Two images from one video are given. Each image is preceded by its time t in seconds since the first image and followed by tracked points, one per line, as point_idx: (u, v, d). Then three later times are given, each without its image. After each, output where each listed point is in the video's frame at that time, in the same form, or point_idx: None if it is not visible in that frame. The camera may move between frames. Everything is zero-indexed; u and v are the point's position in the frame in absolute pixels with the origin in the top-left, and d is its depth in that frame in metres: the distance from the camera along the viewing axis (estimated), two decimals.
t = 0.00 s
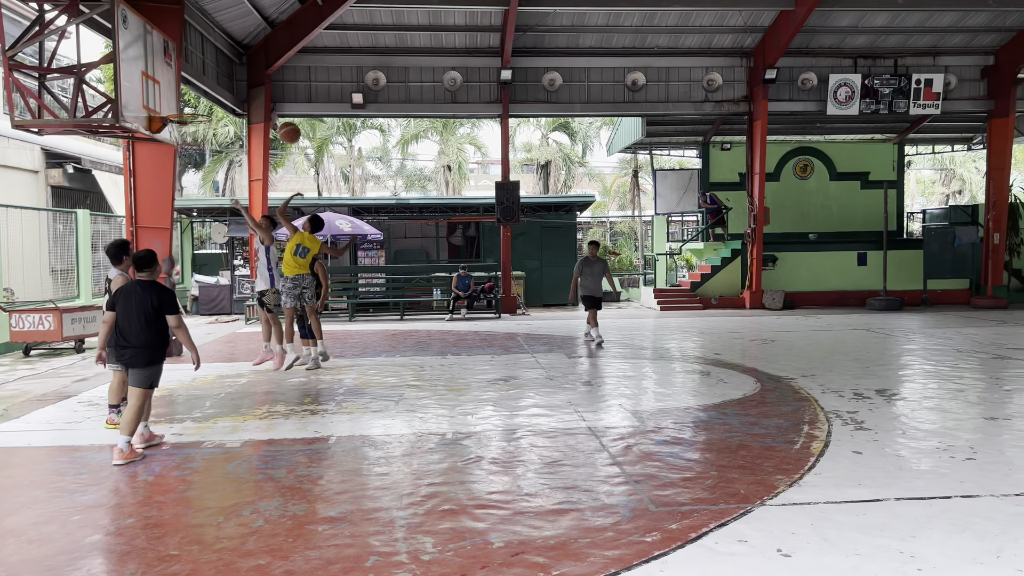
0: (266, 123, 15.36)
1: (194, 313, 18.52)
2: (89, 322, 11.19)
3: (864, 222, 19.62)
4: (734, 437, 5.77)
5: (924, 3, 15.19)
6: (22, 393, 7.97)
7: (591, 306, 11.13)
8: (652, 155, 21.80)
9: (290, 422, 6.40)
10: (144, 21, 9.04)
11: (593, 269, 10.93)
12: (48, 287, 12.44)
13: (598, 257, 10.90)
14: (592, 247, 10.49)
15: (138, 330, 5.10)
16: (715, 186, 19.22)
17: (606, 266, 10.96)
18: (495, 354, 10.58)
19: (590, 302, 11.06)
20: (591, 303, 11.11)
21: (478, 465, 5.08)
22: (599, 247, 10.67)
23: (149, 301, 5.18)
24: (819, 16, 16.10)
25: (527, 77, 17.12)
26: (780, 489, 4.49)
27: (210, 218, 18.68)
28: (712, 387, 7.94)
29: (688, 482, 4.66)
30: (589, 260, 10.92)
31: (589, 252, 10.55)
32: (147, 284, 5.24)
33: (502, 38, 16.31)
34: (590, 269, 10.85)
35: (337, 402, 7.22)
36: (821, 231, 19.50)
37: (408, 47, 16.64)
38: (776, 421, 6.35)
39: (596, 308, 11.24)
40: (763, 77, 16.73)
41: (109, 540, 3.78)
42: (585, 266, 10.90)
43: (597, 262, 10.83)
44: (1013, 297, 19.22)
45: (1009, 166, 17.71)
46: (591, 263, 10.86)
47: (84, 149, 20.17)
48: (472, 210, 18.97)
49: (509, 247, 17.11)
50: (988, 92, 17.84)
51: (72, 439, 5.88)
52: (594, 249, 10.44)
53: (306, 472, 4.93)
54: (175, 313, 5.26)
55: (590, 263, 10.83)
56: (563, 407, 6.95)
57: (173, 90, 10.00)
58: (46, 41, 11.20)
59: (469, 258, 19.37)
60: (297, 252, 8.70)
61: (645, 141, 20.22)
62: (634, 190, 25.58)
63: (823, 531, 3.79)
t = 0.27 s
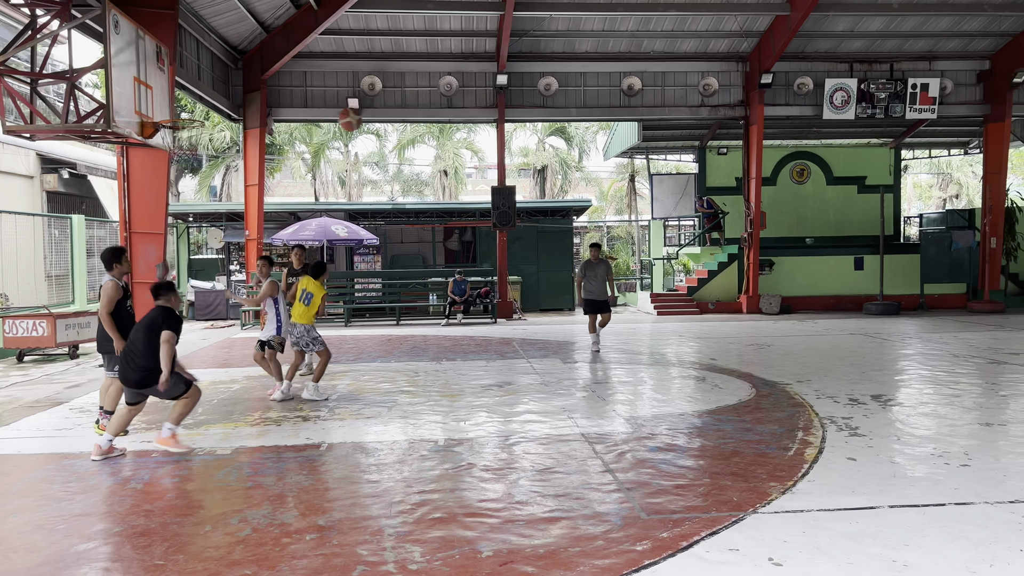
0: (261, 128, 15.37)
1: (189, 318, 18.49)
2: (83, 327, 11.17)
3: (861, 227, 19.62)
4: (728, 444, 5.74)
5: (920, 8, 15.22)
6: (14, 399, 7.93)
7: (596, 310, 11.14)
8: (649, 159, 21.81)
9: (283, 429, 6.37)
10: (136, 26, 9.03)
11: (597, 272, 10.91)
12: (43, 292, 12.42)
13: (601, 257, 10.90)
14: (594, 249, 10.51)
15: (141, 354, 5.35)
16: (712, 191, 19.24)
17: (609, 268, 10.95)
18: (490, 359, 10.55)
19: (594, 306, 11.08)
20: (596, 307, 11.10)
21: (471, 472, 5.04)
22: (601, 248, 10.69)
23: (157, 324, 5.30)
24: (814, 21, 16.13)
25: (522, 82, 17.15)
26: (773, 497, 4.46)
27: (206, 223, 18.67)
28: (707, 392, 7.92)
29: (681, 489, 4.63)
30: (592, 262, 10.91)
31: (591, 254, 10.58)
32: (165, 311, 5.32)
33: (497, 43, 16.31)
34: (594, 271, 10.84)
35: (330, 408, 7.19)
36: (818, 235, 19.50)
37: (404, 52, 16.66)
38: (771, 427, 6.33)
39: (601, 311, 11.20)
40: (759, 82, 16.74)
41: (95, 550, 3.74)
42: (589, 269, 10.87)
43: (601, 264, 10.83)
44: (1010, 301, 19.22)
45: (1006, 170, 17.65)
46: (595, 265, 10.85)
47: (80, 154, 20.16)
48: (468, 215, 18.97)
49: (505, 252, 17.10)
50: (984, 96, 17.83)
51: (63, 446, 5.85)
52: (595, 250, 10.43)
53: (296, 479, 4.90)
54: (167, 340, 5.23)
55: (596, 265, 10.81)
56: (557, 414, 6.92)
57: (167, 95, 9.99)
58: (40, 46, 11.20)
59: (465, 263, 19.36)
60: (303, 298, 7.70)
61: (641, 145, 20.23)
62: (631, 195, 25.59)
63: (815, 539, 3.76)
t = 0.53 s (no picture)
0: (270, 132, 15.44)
1: (198, 322, 18.56)
2: (92, 330, 11.24)
3: (871, 230, 19.50)
4: (736, 449, 5.69)
5: (929, 10, 15.13)
6: (23, 403, 7.97)
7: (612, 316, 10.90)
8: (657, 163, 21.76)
9: (289, 433, 6.37)
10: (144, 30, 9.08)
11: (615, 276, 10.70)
12: (53, 296, 12.49)
13: (619, 261, 10.70)
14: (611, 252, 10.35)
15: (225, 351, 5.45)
16: (720, 194, 19.14)
17: (626, 272, 10.76)
18: (497, 363, 10.53)
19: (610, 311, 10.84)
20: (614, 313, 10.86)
21: (476, 477, 5.02)
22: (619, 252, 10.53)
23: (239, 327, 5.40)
24: (823, 24, 16.06)
25: (530, 85, 17.14)
26: (780, 503, 4.41)
27: (215, 226, 18.75)
28: (715, 397, 7.87)
29: (687, 495, 4.59)
30: (609, 266, 10.73)
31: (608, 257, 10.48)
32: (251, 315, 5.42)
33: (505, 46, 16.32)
34: (612, 275, 10.62)
35: (336, 412, 7.19)
36: (827, 239, 19.41)
37: (412, 55, 16.69)
38: (779, 432, 6.27)
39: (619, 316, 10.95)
40: (767, 84, 16.67)
41: (99, 554, 3.74)
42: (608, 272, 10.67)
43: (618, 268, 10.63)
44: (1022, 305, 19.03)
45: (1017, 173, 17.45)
46: (612, 269, 10.65)
47: (90, 158, 20.29)
48: (475, 219, 18.95)
49: (512, 256, 17.09)
50: (995, 99, 17.71)
51: (70, 450, 5.87)
52: (611, 252, 10.26)
53: (301, 484, 4.89)
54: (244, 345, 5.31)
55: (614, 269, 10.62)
56: (564, 418, 6.89)
57: (174, 99, 10.03)
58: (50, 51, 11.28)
59: (473, 267, 19.36)
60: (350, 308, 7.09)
61: (649, 148, 20.18)
62: (639, 198, 25.53)
63: (823, 546, 3.72)
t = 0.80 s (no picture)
0: (283, 136, 15.53)
1: (212, 324, 18.67)
2: (107, 332, 11.34)
3: (886, 233, 19.33)
4: (750, 454, 5.64)
5: (945, 11, 15.00)
6: (39, 404, 8.04)
7: (641, 321, 10.65)
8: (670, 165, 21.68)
9: (301, 435, 6.39)
10: (159, 35, 9.15)
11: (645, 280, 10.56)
12: (69, 298, 12.61)
13: (648, 264, 10.63)
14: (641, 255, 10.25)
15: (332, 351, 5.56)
16: (734, 197, 19.04)
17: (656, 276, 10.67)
18: (509, 366, 10.51)
19: (640, 315, 10.59)
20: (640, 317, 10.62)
21: (488, 481, 5.01)
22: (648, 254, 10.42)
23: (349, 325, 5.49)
24: (838, 25, 15.95)
25: (543, 88, 17.13)
26: (794, 509, 4.36)
27: (229, 229, 18.87)
28: (729, 401, 7.81)
29: (701, 501, 4.55)
30: (639, 269, 10.58)
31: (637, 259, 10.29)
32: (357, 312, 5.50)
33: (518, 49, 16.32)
34: (642, 278, 10.50)
35: (349, 415, 7.20)
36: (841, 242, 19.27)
37: (425, 59, 16.74)
38: (793, 437, 6.21)
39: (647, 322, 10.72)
40: (781, 87, 16.57)
41: (112, 556, 3.76)
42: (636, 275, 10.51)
43: (647, 271, 10.52)
44: None
45: None
46: (641, 272, 10.50)
47: (106, 161, 20.48)
48: (488, 222, 18.93)
49: (525, 259, 17.08)
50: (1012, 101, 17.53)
51: (86, 452, 5.91)
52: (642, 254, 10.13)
53: (313, 487, 4.89)
54: (360, 345, 5.42)
55: (641, 271, 10.47)
56: (576, 422, 6.86)
57: (189, 103, 10.10)
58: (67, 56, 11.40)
59: (485, 269, 19.37)
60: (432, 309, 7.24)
61: (662, 151, 20.12)
62: (652, 201, 25.46)
63: (838, 553, 3.67)
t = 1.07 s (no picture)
0: (294, 138, 15.61)
1: (223, 325, 18.75)
2: (118, 333, 11.42)
3: (898, 235, 19.20)
4: (761, 457, 5.61)
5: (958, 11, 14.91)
6: (51, 404, 8.10)
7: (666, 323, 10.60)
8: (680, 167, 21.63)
9: (311, 436, 6.41)
10: (171, 37, 9.22)
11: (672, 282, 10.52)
12: (81, 299, 12.69)
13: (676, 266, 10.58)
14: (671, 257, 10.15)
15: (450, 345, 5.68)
16: (745, 199, 18.99)
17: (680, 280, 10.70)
18: (519, 368, 10.51)
19: (667, 316, 10.56)
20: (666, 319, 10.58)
21: (498, 482, 5.00)
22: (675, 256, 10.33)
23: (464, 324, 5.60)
24: (850, 26, 15.87)
25: (553, 90, 17.12)
26: (807, 512, 4.33)
27: (240, 231, 18.97)
28: (740, 404, 7.77)
29: (711, 503, 4.53)
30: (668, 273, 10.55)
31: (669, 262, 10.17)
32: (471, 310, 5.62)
33: (528, 51, 16.31)
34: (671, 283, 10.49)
35: (359, 416, 7.21)
36: (853, 243, 19.12)
37: (435, 61, 16.77)
38: (805, 440, 6.18)
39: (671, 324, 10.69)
40: (792, 88, 16.50)
41: (124, 556, 3.77)
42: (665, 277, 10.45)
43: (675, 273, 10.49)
44: None
45: None
46: (670, 274, 10.45)
47: (118, 163, 20.63)
48: (497, 223, 18.94)
49: (534, 260, 17.08)
50: None
51: (98, 452, 5.95)
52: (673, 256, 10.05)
53: (324, 488, 4.90)
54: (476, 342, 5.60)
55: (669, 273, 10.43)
56: (586, 424, 6.84)
57: (201, 105, 10.16)
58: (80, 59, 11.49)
59: (495, 271, 19.38)
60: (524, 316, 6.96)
61: (672, 153, 20.07)
62: (662, 202, 25.40)
63: (850, 556, 3.65)
